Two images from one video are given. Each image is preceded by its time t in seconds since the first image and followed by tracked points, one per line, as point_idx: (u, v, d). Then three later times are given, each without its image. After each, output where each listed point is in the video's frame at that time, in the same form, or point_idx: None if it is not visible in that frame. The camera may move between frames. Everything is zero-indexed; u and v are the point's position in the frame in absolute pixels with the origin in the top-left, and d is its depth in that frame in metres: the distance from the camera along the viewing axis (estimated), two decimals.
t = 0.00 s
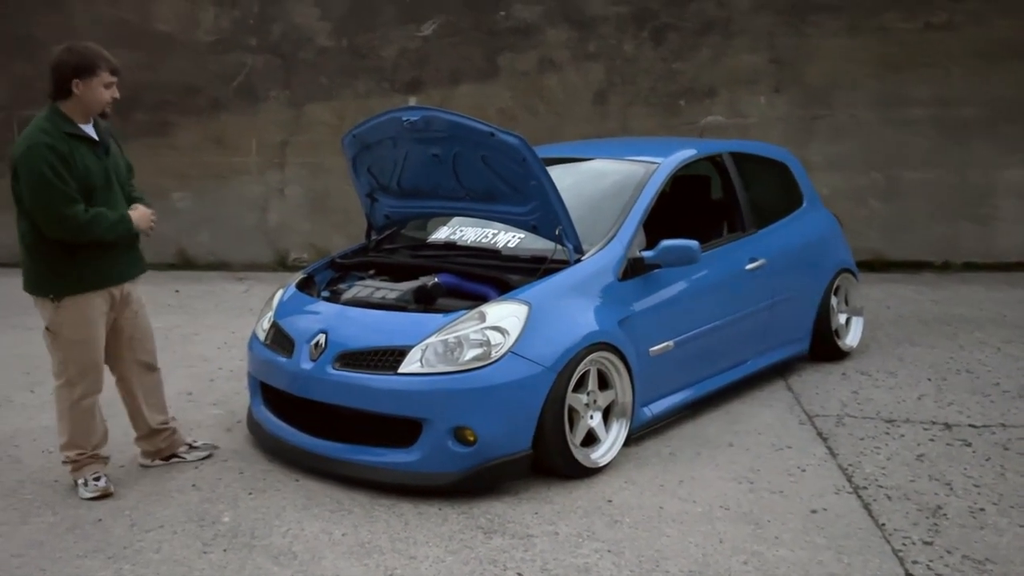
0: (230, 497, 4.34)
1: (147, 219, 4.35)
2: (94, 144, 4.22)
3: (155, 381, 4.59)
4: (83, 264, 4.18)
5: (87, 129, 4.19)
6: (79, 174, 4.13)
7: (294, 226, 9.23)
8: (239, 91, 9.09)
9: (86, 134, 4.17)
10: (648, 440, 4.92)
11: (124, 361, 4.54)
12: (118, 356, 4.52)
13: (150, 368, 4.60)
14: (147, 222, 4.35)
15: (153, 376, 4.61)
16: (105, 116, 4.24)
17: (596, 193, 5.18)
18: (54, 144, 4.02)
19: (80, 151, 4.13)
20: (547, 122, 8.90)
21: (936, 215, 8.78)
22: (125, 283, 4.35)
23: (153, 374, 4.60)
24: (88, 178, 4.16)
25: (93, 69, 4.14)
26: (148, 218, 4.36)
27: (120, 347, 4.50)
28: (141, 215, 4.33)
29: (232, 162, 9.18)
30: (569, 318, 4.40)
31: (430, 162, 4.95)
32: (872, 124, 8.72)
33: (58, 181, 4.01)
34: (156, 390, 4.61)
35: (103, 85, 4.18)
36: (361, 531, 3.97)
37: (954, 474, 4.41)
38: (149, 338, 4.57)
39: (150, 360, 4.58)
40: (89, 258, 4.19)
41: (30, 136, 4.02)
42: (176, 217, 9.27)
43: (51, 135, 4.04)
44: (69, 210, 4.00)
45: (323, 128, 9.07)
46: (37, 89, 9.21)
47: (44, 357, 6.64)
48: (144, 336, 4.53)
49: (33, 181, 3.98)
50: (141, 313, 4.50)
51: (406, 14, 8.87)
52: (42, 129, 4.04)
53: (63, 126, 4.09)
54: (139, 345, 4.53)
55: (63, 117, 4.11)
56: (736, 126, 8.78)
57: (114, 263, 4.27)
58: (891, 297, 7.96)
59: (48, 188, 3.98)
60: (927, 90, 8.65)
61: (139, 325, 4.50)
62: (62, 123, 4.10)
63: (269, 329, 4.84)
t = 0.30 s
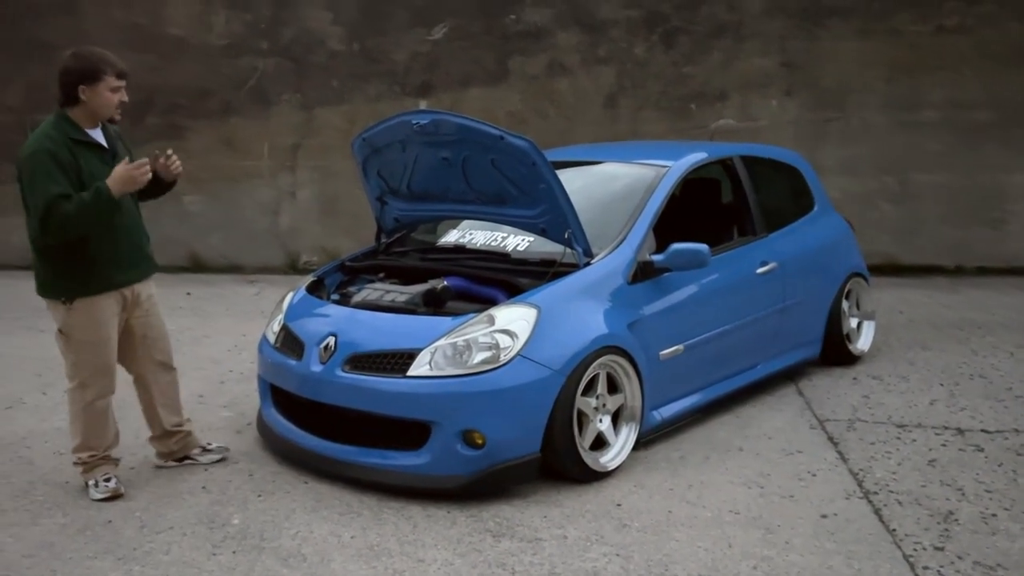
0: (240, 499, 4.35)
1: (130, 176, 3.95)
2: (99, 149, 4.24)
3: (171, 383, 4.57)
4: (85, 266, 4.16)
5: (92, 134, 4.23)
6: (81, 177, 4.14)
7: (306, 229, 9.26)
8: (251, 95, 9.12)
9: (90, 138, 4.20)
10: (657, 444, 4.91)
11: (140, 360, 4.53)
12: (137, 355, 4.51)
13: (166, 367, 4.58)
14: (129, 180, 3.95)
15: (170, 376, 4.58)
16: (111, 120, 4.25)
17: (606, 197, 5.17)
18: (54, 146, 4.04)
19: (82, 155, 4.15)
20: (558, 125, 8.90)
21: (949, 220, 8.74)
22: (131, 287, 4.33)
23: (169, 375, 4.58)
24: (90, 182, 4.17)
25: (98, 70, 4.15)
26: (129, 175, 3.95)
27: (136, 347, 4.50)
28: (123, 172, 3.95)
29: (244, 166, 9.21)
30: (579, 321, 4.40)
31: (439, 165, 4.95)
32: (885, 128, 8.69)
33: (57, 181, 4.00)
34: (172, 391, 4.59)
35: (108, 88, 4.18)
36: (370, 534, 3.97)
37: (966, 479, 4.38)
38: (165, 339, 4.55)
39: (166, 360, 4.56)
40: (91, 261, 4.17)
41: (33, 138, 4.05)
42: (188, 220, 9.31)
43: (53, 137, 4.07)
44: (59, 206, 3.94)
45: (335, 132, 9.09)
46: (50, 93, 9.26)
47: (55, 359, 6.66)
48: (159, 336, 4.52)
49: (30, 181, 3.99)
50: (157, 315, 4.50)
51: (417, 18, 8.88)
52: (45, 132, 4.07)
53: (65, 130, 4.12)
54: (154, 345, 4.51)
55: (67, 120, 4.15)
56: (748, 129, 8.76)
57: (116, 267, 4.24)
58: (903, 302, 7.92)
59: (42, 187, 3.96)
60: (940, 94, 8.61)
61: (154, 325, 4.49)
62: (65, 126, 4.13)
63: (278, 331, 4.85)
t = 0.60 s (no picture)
0: (206, 495, 4.37)
1: (101, 220, 3.93)
2: (104, 137, 4.13)
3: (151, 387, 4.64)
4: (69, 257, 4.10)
5: (99, 122, 4.13)
6: (76, 167, 4.07)
7: (282, 233, 9.28)
8: (228, 99, 9.15)
9: (94, 126, 4.09)
10: (623, 438, 4.97)
11: (129, 360, 4.55)
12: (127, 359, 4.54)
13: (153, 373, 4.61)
14: (103, 221, 3.94)
15: (151, 385, 4.65)
16: (105, 106, 4.11)
17: (572, 194, 5.23)
18: (45, 135, 4.00)
19: (80, 143, 4.07)
20: (532, 129, 8.96)
21: (919, 221, 8.83)
22: (121, 283, 4.22)
23: (153, 385, 4.64)
24: (84, 171, 4.09)
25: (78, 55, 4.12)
26: (103, 218, 3.94)
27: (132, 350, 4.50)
28: (100, 216, 3.93)
29: (221, 170, 9.24)
30: (542, 315, 4.45)
31: (406, 163, 5.00)
32: (856, 131, 8.78)
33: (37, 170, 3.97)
34: (148, 397, 4.70)
35: (86, 70, 4.09)
36: (333, 526, 4.01)
37: (924, 469, 4.50)
38: (159, 349, 4.53)
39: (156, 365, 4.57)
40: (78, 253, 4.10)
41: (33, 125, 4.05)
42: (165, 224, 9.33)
43: (49, 125, 4.03)
44: (34, 199, 3.92)
45: (311, 136, 9.12)
46: (27, 98, 9.28)
47: (30, 361, 6.68)
48: (153, 346, 4.50)
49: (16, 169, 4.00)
50: (158, 323, 4.45)
51: (393, 23, 8.93)
52: (46, 118, 4.05)
53: (66, 118, 4.07)
54: (146, 352, 4.51)
55: (71, 108, 4.10)
56: (720, 132, 8.85)
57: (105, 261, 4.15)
58: (873, 301, 8.01)
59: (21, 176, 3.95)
60: (910, 97, 8.70)
61: (153, 332, 4.46)
62: (66, 115, 4.08)
63: (246, 328, 4.88)
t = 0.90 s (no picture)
0: (203, 491, 4.38)
1: (128, 237, 4.24)
2: (121, 140, 4.33)
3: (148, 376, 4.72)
4: (86, 256, 4.30)
5: (117, 126, 4.35)
6: (94, 168, 4.27)
7: (279, 229, 9.27)
8: (224, 96, 9.14)
9: (111, 129, 4.30)
10: (620, 433, 4.98)
11: (127, 351, 4.66)
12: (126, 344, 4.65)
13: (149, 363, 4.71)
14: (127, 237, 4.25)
15: (148, 372, 4.73)
16: (125, 110, 4.34)
17: (569, 190, 5.23)
18: (64, 136, 4.19)
19: (97, 144, 4.26)
20: (529, 125, 8.96)
21: (915, 217, 8.84)
22: (129, 279, 4.41)
23: (150, 371, 4.73)
24: (101, 171, 4.28)
25: (102, 60, 4.33)
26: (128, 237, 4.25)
27: (130, 335, 4.61)
28: (122, 229, 4.23)
29: (217, 166, 9.23)
30: (539, 311, 4.46)
31: (404, 159, 5.00)
32: (852, 127, 8.79)
33: (58, 173, 4.19)
34: (145, 386, 4.77)
35: (110, 75, 4.31)
36: (331, 522, 4.01)
37: (920, 464, 4.51)
38: (156, 333, 4.66)
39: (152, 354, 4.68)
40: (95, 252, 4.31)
41: (55, 126, 4.25)
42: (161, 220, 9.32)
43: (69, 126, 4.22)
44: (62, 208, 4.18)
45: (307, 132, 9.11)
46: (23, 94, 9.27)
47: (26, 358, 6.68)
48: (151, 330, 4.62)
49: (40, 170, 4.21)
50: (155, 306, 4.59)
51: (389, 19, 8.92)
52: (67, 120, 4.24)
53: (86, 120, 4.27)
54: (143, 337, 4.61)
55: (92, 110, 4.31)
56: (717, 128, 8.85)
57: (119, 259, 4.35)
58: (870, 297, 8.02)
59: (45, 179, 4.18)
60: (906, 93, 8.71)
61: (151, 317, 4.59)
62: (86, 117, 4.28)
63: (243, 325, 4.88)
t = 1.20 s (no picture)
0: (200, 487, 4.38)
1: (125, 224, 4.30)
2: (124, 132, 4.38)
3: (140, 368, 4.74)
4: (81, 240, 4.36)
5: (121, 117, 4.39)
6: (96, 156, 4.31)
7: (275, 226, 9.26)
8: (221, 92, 9.12)
9: (115, 120, 4.34)
10: (617, 430, 4.98)
11: (121, 341, 4.69)
12: (118, 334, 4.69)
13: (141, 354, 4.74)
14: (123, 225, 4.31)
15: (141, 363, 4.76)
16: (127, 102, 4.37)
17: (566, 187, 5.23)
18: (69, 123, 4.24)
19: (100, 134, 4.30)
20: (526, 121, 8.95)
21: (911, 213, 8.85)
22: (122, 268, 4.47)
23: (143, 362, 4.75)
24: (102, 160, 4.33)
25: (110, 50, 4.36)
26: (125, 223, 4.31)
27: (122, 325, 4.66)
28: (121, 215, 4.29)
29: (214, 162, 9.22)
30: (536, 308, 4.45)
31: (401, 155, 4.99)
32: (849, 123, 8.80)
33: (62, 158, 4.22)
34: (138, 377, 4.76)
35: (116, 66, 4.34)
36: (328, 518, 4.01)
37: (916, 460, 4.52)
38: (148, 322, 4.70)
39: (143, 344, 4.72)
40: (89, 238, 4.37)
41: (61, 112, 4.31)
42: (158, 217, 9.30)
43: (74, 113, 4.27)
44: (64, 191, 4.21)
45: (304, 128, 9.10)
46: (18, 90, 9.24)
47: (22, 355, 6.67)
48: (142, 319, 4.67)
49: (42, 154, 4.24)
50: (147, 295, 4.64)
51: (386, 15, 8.91)
52: (73, 108, 4.29)
53: (91, 108, 4.31)
54: (133, 326, 4.66)
55: (98, 100, 4.35)
56: (714, 125, 8.85)
57: (114, 247, 4.42)
58: (866, 293, 8.02)
59: (49, 163, 4.21)
60: (903, 89, 8.71)
61: (142, 306, 4.64)
62: (91, 105, 4.32)
63: (240, 321, 4.88)
